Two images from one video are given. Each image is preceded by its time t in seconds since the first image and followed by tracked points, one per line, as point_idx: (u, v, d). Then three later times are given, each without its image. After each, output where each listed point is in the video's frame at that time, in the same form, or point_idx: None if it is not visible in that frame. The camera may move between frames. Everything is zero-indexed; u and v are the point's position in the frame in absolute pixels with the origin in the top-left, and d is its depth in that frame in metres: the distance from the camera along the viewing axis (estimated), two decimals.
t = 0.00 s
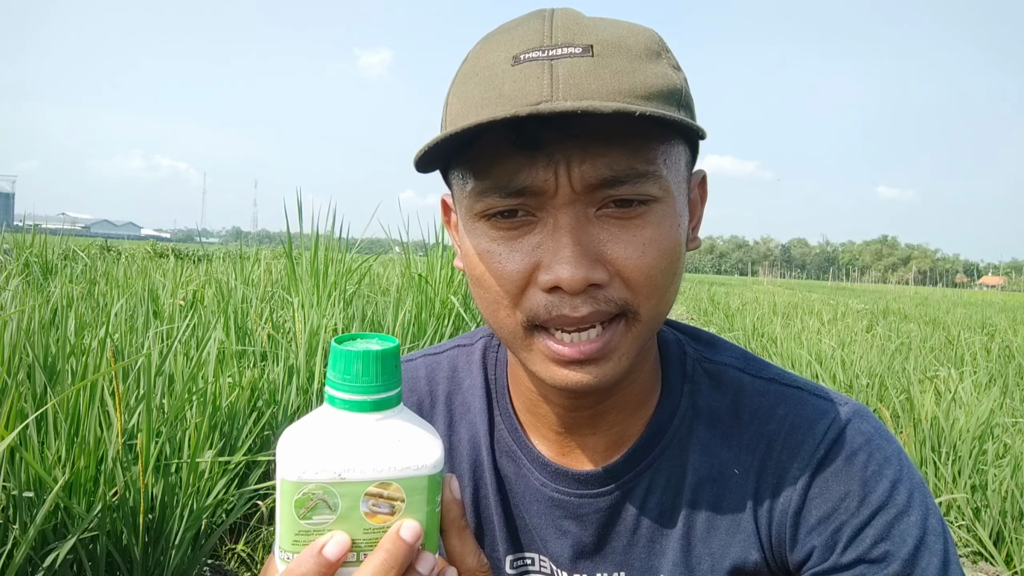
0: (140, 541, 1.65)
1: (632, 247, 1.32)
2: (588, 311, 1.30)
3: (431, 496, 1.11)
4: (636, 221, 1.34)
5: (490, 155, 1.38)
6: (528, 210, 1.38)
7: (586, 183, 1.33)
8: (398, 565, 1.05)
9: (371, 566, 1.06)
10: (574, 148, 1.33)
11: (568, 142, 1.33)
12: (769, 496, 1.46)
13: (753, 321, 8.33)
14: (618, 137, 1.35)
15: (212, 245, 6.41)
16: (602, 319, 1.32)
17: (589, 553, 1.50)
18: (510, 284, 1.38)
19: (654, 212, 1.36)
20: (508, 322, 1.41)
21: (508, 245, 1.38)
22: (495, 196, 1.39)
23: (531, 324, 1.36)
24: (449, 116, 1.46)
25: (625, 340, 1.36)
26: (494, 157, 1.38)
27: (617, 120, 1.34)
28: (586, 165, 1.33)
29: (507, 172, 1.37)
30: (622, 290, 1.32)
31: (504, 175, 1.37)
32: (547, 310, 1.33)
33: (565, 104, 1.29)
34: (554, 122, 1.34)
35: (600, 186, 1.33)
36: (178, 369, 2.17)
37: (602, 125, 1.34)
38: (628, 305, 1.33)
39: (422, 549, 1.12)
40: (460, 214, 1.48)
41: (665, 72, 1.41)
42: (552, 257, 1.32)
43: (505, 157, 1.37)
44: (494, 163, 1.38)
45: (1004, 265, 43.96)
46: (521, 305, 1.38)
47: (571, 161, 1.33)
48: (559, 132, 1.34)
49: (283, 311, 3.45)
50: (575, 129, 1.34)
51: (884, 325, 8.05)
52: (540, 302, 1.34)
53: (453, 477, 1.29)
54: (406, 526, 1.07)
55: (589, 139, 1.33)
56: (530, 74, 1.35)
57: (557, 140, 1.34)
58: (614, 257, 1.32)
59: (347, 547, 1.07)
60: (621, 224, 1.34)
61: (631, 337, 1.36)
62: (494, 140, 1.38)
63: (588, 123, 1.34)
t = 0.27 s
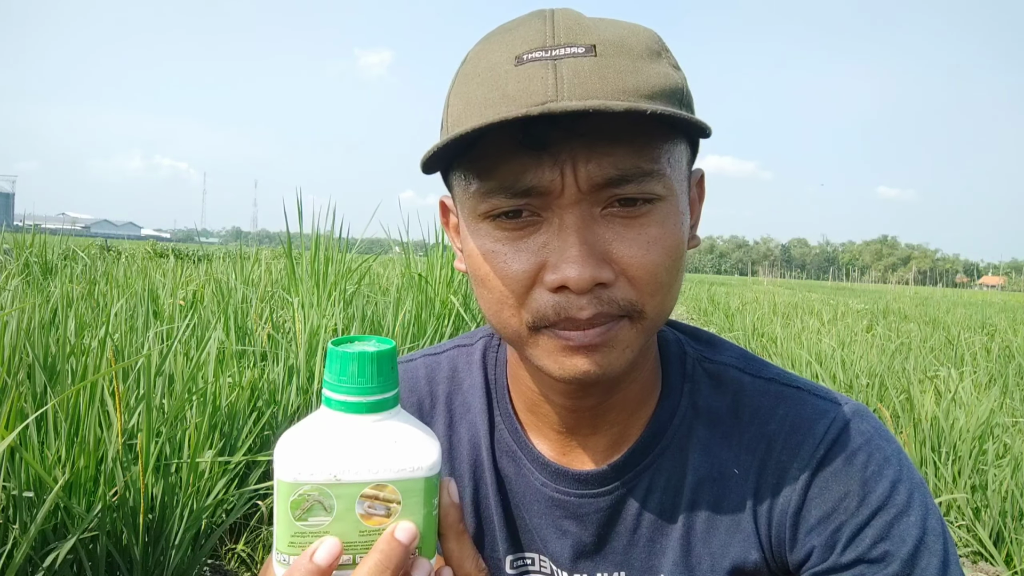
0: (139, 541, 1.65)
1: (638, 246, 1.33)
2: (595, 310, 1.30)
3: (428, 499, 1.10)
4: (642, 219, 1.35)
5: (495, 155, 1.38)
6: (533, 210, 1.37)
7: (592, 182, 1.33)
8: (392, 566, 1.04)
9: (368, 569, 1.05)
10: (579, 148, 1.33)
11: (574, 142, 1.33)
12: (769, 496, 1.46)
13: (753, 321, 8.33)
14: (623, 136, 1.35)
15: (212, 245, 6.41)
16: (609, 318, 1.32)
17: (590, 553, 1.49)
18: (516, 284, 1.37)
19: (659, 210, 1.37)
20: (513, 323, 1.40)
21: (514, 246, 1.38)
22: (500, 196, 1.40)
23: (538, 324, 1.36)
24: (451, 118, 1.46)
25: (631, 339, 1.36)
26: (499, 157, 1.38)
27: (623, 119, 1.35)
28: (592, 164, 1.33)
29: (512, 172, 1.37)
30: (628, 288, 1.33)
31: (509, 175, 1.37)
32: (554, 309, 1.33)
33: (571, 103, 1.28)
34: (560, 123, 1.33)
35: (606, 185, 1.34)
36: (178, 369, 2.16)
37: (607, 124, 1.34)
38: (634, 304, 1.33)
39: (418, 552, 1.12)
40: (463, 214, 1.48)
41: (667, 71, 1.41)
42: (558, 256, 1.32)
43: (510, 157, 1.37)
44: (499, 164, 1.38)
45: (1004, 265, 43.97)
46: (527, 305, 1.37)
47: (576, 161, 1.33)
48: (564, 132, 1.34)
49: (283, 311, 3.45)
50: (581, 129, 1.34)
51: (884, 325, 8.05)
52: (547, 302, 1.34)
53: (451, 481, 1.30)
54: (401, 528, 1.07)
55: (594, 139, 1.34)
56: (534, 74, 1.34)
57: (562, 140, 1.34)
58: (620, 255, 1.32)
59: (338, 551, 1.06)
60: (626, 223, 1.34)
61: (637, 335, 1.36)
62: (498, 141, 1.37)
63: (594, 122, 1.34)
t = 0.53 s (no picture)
0: (139, 541, 1.65)
1: (656, 236, 1.34)
2: (618, 300, 1.30)
3: (429, 501, 1.11)
4: (657, 209, 1.37)
5: (513, 149, 1.37)
6: (551, 203, 1.37)
7: (611, 173, 1.35)
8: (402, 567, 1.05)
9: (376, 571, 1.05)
10: (598, 138, 1.35)
11: (592, 132, 1.35)
12: (767, 496, 1.46)
13: (753, 321, 8.33)
14: (638, 126, 1.38)
15: (212, 245, 6.41)
16: (632, 309, 1.32)
17: (589, 553, 1.49)
18: (536, 279, 1.35)
19: (671, 201, 1.40)
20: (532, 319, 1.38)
21: (532, 240, 1.37)
22: (517, 191, 1.39)
23: (560, 318, 1.34)
24: (458, 115, 1.44)
25: (650, 331, 1.36)
26: (517, 151, 1.37)
27: (639, 106, 1.38)
28: (611, 155, 1.35)
29: (530, 166, 1.37)
30: (647, 279, 1.33)
31: (527, 169, 1.37)
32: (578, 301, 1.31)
33: (595, 91, 1.30)
34: (580, 113, 1.35)
35: (624, 176, 1.36)
36: (179, 369, 2.17)
37: (625, 113, 1.37)
38: (654, 294, 1.34)
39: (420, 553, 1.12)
40: (473, 213, 1.46)
41: (671, 66, 1.45)
42: (580, 248, 1.32)
43: (527, 149, 1.37)
44: (517, 158, 1.37)
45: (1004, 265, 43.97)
46: (548, 300, 1.36)
47: (595, 152, 1.35)
48: (583, 122, 1.35)
49: (283, 311, 3.45)
50: (600, 119, 1.36)
51: (884, 325, 8.04)
52: (571, 295, 1.33)
53: (450, 483, 1.30)
54: (405, 530, 1.07)
55: (612, 129, 1.36)
56: (547, 68, 1.35)
57: (582, 131, 1.35)
58: (640, 245, 1.33)
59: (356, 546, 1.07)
60: (643, 213, 1.36)
61: (655, 327, 1.37)
62: (516, 134, 1.37)
63: (612, 112, 1.36)
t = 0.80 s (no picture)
0: (139, 541, 1.65)
1: (654, 232, 1.34)
2: (615, 297, 1.30)
3: (429, 501, 1.11)
4: (655, 206, 1.37)
5: (511, 143, 1.38)
6: (549, 199, 1.37)
7: (609, 169, 1.35)
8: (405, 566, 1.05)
9: (379, 571, 1.05)
10: (597, 133, 1.36)
11: (591, 127, 1.35)
12: (767, 496, 1.46)
13: (753, 321, 8.33)
14: (636, 121, 1.39)
15: (212, 246, 6.41)
16: (629, 306, 1.32)
17: (588, 553, 1.49)
18: (533, 275, 1.35)
19: (669, 198, 1.40)
20: (529, 315, 1.38)
21: (530, 236, 1.37)
22: (515, 186, 1.39)
23: (557, 314, 1.33)
24: (456, 111, 1.45)
25: (646, 329, 1.36)
26: (515, 146, 1.38)
27: (637, 100, 1.39)
28: (609, 151, 1.35)
29: (529, 161, 1.37)
30: (645, 276, 1.33)
31: (526, 164, 1.37)
32: (575, 298, 1.31)
33: (592, 82, 1.30)
34: (577, 108, 1.36)
35: (622, 171, 1.36)
36: (179, 369, 2.17)
37: (623, 107, 1.38)
38: (651, 292, 1.34)
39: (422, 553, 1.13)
40: (472, 209, 1.46)
41: (669, 64, 1.45)
42: (577, 244, 1.32)
43: (526, 144, 1.37)
44: (515, 152, 1.38)
45: (1004, 265, 43.97)
46: (544, 296, 1.35)
47: (594, 147, 1.35)
48: (582, 117, 1.36)
49: (283, 311, 3.45)
50: (599, 113, 1.36)
51: (884, 325, 8.04)
52: (567, 291, 1.32)
53: (450, 483, 1.31)
54: (406, 529, 1.08)
55: (611, 124, 1.37)
56: (546, 64, 1.35)
57: (580, 126, 1.36)
58: (637, 242, 1.33)
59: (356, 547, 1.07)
60: (641, 209, 1.36)
61: (652, 325, 1.36)
62: (514, 129, 1.38)
63: (610, 106, 1.37)
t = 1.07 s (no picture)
0: (139, 541, 1.66)
1: (651, 235, 1.34)
2: (611, 300, 1.30)
3: (431, 503, 1.11)
4: (653, 208, 1.37)
5: (508, 145, 1.38)
6: (546, 200, 1.37)
7: (606, 171, 1.34)
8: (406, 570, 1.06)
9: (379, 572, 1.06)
10: (593, 135, 1.35)
11: (587, 129, 1.35)
12: (768, 497, 1.46)
13: (753, 321, 8.33)
14: (634, 123, 1.38)
15: (212, 246, 6.41)
16: (625, 309, 1.32)
17: (589, 554, 1.49)
18: (529, 276, 1.35)
19: (667, 200, 1.40)
20: (525, 317, 1.38)
21: (527, 237, 1.37)
22: (513, 188, 1.39)
23: (553, 316, 1.34)
24: (454, 113, 1.45)
25: (644, 331, 1.36)
26: (512, 148, 1.38)
27: (634, 102, 1.38)
28: (606, 153, 1.35)
29: (526, 163, 1.37)
30: (641, 278, 1.33)
31: (523, 166, 1.37)
32: (571, 300, 1.31)
33: (588, 84, 1.30)
34: (574, 110, 1.35)
35: (619, 174, 1.35)
36: (179, 369, 2.17)
37: (620, 109, 1.37)
38: (648, 294, 1.34)
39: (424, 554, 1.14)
40: (469, 210, 1.46)
41: (668, 65, 1.45)
42: (574, 246, 1.32)
43: (523, 146, 1.37)
44: (512, 154, 1.38)
45: (1004, 265, 43.98)
46: (541, 297, 1.35)
47: (590, 149, 1.35)
48: (580, 119, 1.36)
49: (283, 311, 3.45)
50: (595, 115, 1.36)
51: (884, 325, 8.04)
52: (563, 293, 1.32)
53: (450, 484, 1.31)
54: (409, 533, 1.08)
55: (607, 126, 1.36)
56: (544, 65, 1.35)
57: (577, 128, 1.35)
58: (634, 244, 1.33)
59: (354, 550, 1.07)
60: (639, 211, 1.36)
61: (650, 328, 1.36)
62: (511, 131, 1.38)
63: (607, 109, 1.36)
